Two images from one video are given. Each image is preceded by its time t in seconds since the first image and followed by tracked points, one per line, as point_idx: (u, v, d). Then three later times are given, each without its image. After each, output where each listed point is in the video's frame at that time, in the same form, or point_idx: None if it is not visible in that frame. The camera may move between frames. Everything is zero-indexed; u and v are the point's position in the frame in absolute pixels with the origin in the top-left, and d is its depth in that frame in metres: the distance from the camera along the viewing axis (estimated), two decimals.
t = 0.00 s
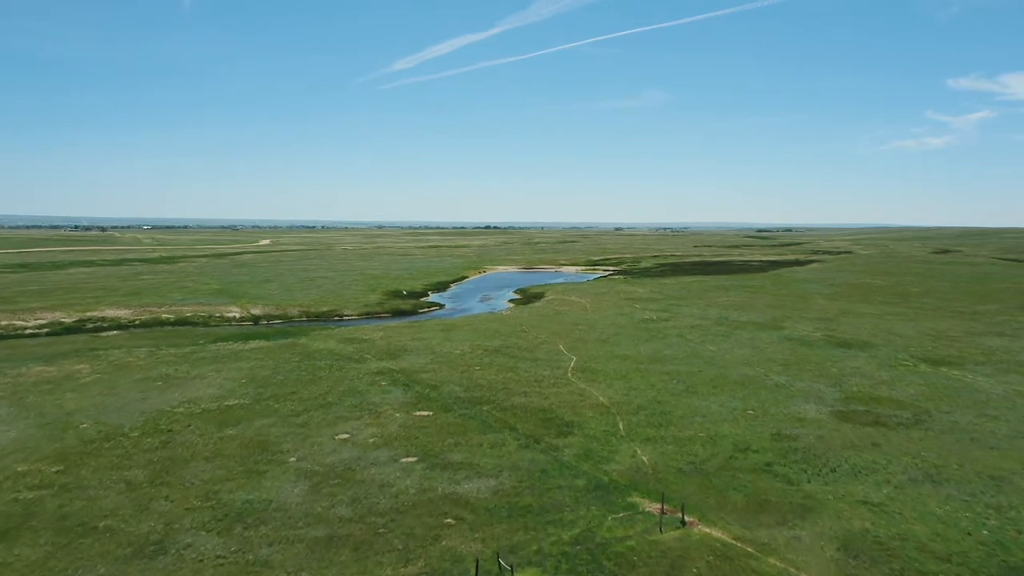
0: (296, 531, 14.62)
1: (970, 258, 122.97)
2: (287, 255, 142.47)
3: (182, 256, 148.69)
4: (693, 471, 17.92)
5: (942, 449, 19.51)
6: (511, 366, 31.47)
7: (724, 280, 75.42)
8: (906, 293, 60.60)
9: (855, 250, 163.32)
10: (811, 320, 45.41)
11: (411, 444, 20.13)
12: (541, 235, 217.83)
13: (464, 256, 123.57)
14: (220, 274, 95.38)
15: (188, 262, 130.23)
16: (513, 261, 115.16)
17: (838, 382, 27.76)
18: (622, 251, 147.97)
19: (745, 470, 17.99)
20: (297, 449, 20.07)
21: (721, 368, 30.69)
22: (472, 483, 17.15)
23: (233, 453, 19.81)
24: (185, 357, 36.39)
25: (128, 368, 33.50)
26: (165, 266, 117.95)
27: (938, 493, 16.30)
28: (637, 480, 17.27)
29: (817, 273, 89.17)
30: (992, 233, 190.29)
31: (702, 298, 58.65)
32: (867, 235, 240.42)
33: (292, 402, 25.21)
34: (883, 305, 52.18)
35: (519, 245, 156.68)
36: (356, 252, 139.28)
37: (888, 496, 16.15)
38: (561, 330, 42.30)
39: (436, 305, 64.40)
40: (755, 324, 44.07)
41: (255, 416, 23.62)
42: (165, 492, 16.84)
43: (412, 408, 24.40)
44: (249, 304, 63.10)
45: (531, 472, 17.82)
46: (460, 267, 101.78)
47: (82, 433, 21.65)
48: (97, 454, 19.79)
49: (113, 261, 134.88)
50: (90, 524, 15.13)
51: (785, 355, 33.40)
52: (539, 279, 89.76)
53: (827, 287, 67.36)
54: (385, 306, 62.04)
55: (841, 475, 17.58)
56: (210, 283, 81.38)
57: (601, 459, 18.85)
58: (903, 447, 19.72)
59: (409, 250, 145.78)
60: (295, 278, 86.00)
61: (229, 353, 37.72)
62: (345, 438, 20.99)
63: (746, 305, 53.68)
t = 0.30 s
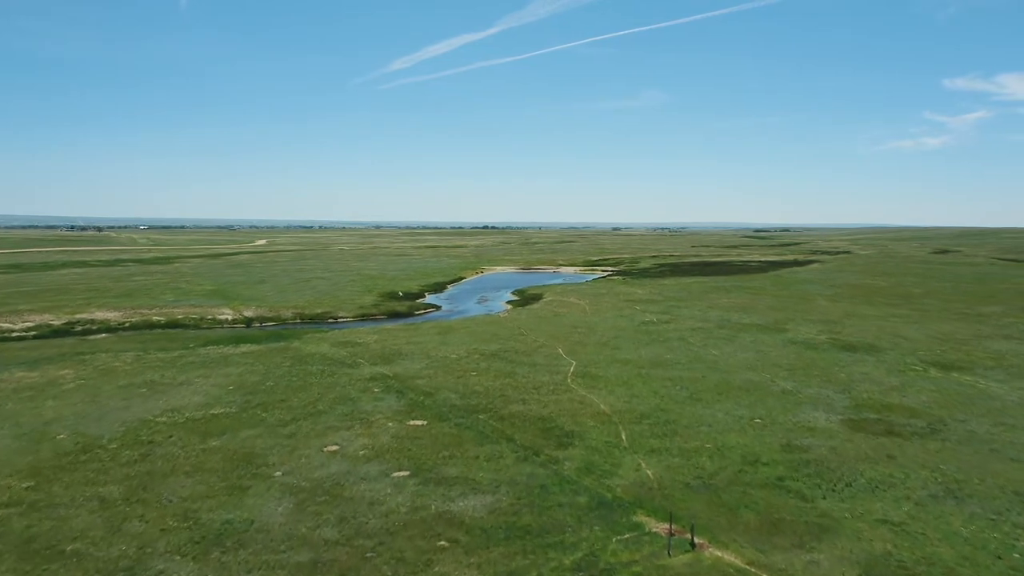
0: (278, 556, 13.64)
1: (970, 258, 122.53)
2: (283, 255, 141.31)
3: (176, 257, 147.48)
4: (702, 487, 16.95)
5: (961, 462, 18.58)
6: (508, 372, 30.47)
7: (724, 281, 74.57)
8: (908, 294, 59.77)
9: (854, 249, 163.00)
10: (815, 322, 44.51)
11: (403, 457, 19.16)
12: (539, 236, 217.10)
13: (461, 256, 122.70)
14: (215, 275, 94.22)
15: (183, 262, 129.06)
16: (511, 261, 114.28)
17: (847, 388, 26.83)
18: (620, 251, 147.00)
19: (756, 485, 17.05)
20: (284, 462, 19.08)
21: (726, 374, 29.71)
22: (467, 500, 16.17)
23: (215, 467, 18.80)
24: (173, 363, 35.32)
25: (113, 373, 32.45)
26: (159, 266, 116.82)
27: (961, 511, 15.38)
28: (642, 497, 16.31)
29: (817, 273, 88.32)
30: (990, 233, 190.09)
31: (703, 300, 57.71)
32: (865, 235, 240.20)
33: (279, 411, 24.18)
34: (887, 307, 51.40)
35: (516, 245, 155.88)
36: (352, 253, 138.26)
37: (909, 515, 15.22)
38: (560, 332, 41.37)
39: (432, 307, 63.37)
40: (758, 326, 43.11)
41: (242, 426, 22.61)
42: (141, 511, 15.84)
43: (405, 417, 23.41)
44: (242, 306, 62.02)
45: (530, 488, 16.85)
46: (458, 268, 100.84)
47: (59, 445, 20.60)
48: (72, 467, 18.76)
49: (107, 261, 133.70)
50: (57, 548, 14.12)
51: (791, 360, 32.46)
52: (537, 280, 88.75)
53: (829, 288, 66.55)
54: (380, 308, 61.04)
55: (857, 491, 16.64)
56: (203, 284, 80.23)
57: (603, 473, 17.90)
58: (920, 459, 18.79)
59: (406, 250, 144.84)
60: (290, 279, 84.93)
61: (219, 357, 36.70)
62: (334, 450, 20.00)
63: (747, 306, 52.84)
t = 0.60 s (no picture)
0: None
1: (970, 258, 122.11)
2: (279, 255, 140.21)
3: (171, 257, 146.02)
4: (712, 505, 15.96)
5: (983, 476, 17.65)
6: (506, 377, 29.49)
7: (724, 282, 73.66)
8: (912, 296, 58.95)
9: (852, 249, 162.63)
10: (819, 325, 43.62)
11: (395, 472, 18.14)
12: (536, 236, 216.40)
13: (458, 256, 121.81)
14: (208, 276, 93.02)
15: (177, 262, 127.97)
16: (509, 262, 113.37)
17: (858, 395, 25.88)
18: (618, 251, 146.13)
19: (769, 502, 16.08)
20: (269, 477, 18.06)
21: (731, 380, 28.71)
22: (462, 521, 15.18)
23: (195, 483, 17.74)
24: (160, 368, 34.22)
25: (98, 380, 31.36)
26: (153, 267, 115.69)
27: (989, 532, 14.45)
28: (649, 517, 15.31)
29: (818, 274, 87.51)
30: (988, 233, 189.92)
31: (704, 301, 56.77)
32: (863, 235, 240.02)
33: (266, 421, 23.15)
34: (891, 308, 50.54)
35: (514, 245, 155.10)
36: (349, 253, 137.29)
37: (934, 537, 14.27)
38: (559, 336, 40.39)
39: (428, 309, 62.37)
40: (761, 329, 42.20)
41: (227, 437, 21.57)
42: (113, 534, 14.80)
43: (398, 427, 22.38)
44: (235, 308, 60.88)
45: (529, 506, 15.85)
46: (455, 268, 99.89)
47: (32, 458, 19.54)
48: (43, 484, 17.70)
49: (101, 261, 132.52)
50: None
51: (797, 364, 31.50)
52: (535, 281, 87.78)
53: (831, 289, 65.75)
54: (376, 310, 60.00)
55: (877, 509, 15.68)
56: (196, 285, 79.01)
57: (607, 489, 16.91)
58: (941, 474, 17.83)
59: (403, 250, 143.98)
60: (285, 280, 83.88)
61: (208, 362, 35.64)
62: (323, 464, 18.98)
63: (749, 308, 51.94)
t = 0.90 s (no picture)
0: None
1: (969, 258, 121.74)
2: (274, 256, 138.96)
3: (165, 258, 144.67)
4: (724, 526, 14.96)
5: (1008, 492, 16.69)
6: (504, 384, 28.45)
7: (725, 284, 72.76)
8: (915, 297, 58.16)
9: (850, 250, 162.44)
10: (823, 328, 42.75)
11: (386, 489, 17.10)
12: (534, 237, 215.71)
13: (455, 257, 120.89)
14: (202, 277, 91.93)
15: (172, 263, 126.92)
16: (506, 262, 112.50)
17: (869, 403, 24.93)
18: (616, 252, 145.25)
19: (784, 523, 15.08)
20: (251, 494, 16.99)
21: (736, 386, 27.73)
22: (457, 544, 14.14)
23: (173, 502, 16.64)
24: (145, 374, 33.09)
25: (80, 386, 30.25)
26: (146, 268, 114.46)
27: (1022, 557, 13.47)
28: (657, 540, 14.31)
29: (818, 275, 86.84)
30: (986, 233, 189.82)
31: (704, 304, 55.83)
32: (860, 235, 239.93)
33: (252, 432, 22.08)
34: (895, 311, 49.71)
35: (511, 245, 154.39)
36: (344, 254, 136.29)
37: (963, 562, 13.29)
38: (558, 339, 39.40)
39: (425, 311, 61.33)
40: (764, 332, 41.27)
41: (210, 450, 20.50)
42: (81, 560, 13.74)
43: (390, 439, 21.34)
44: (227, 310, 59.76)
45: (529, 528, 14.82)
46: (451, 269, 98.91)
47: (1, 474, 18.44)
48: (10, 503, 16.61)
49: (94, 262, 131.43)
50: None
51: (804, 370, 30.55)
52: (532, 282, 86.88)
53: (832, 291, 64.97)
54: (371, 312, 58.96)
55: (900, 530, 14.69)
56: (188, 287, 77.82)
57: (612, 508, 15.89)
58: (965, 490, 16.84)
59: (399, 250, 143.17)
60: (279, 281, 82.79)
61: (196, 368, 34.53)
62: (309, 480, 17.92)
63: (751, 311, 51.02)
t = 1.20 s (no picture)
0: None
1: (969, 257, 121.08)
2: (270, 257, 137.78)
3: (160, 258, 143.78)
4: (737, 551, 13.95)
5: None
6: (502, 392, 27.42)
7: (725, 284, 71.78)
8: (919, 298, 57.22)
9: (850, 250, 161.58)
10: (828, 331, 41.80)
11: (376, 509, 16.03)
12: (531, 237, 214.81)
13: (453, 258, 119.89)
14: (195, 278, 90.80)
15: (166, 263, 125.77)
16: (503, 263, 111.51)
17: (882, 412, 23.91)
18: (615, 252, 144.25)
19: (802, 547, 14.07)
20: (233, 515, 15.93)
21: (743, 394, 26.70)
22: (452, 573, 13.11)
23: (148, 524, 15.57)
24: (130, 381, 31.95)
25: (61, 394, 29.14)
26: (140, 269, 113.24)
27: None
28: (667, 567, 13.29)
29: (819, 275, 85.82)
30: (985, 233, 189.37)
31: (706, 305, 54.83)
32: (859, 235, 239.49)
33: (236, 445, 21.01)
34: (901, 312, 48.76)
35: (509, 246, 153.52)
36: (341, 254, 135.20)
37: None
38: (557, 343, 38.37)
39: (421, 313, 60.21)
40: (768, 336, 40.27)
41: (191, 465, 19.42)
42: None
43: (382, 452, 20.27)
44: (219, 313, 58.63)
45: (529, 553, 13.78)
46: (448, 270, 97.83)
47: None
48: None
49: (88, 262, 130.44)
50: None
51: (812, 376, 29.53)
52: (530, 283, 85.81)
53: (834, 292, 64.06)
54: (366, 315, 57.86)
55: (926, 555, 13.70)
56: (181, 288, 76.65)
57: (618, 530, 14.86)
58: (991, 508, 15.85)
59: (396, 250, 142.22)
60: (273, 283, 81.67)
61: (183, 374, 33.42)
62: (295, 498, 16.85)
63: (753, 313, 50.06)
